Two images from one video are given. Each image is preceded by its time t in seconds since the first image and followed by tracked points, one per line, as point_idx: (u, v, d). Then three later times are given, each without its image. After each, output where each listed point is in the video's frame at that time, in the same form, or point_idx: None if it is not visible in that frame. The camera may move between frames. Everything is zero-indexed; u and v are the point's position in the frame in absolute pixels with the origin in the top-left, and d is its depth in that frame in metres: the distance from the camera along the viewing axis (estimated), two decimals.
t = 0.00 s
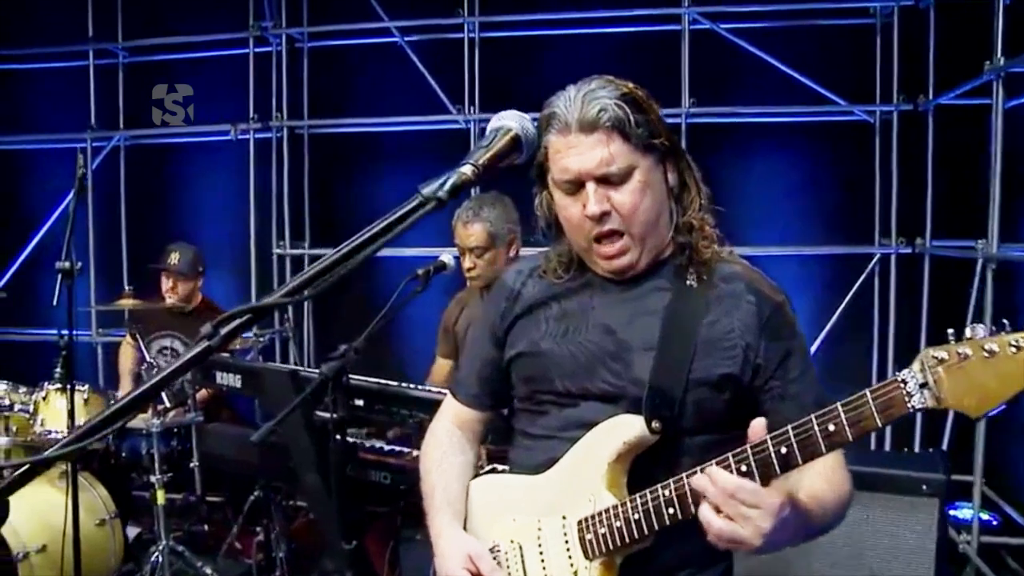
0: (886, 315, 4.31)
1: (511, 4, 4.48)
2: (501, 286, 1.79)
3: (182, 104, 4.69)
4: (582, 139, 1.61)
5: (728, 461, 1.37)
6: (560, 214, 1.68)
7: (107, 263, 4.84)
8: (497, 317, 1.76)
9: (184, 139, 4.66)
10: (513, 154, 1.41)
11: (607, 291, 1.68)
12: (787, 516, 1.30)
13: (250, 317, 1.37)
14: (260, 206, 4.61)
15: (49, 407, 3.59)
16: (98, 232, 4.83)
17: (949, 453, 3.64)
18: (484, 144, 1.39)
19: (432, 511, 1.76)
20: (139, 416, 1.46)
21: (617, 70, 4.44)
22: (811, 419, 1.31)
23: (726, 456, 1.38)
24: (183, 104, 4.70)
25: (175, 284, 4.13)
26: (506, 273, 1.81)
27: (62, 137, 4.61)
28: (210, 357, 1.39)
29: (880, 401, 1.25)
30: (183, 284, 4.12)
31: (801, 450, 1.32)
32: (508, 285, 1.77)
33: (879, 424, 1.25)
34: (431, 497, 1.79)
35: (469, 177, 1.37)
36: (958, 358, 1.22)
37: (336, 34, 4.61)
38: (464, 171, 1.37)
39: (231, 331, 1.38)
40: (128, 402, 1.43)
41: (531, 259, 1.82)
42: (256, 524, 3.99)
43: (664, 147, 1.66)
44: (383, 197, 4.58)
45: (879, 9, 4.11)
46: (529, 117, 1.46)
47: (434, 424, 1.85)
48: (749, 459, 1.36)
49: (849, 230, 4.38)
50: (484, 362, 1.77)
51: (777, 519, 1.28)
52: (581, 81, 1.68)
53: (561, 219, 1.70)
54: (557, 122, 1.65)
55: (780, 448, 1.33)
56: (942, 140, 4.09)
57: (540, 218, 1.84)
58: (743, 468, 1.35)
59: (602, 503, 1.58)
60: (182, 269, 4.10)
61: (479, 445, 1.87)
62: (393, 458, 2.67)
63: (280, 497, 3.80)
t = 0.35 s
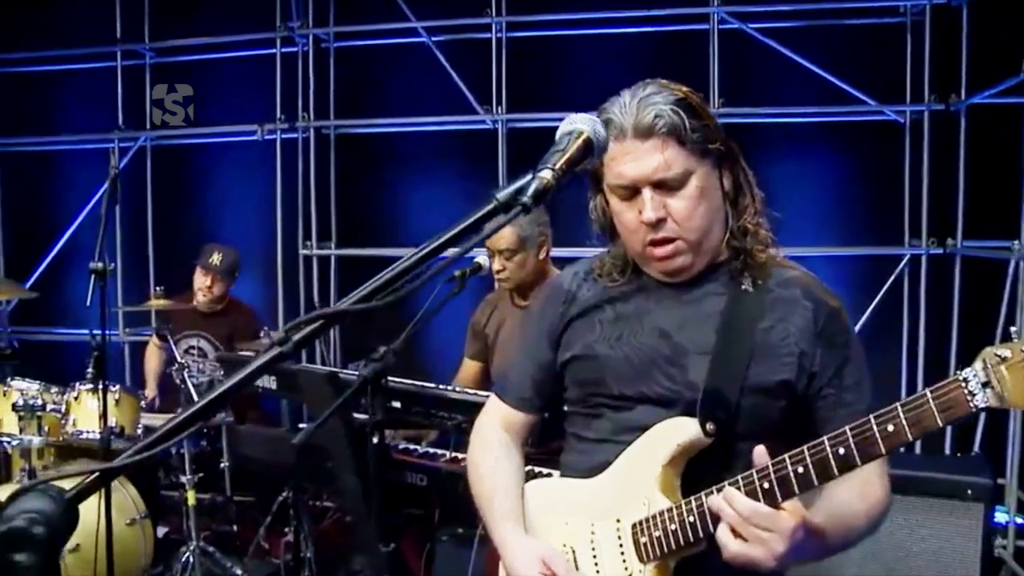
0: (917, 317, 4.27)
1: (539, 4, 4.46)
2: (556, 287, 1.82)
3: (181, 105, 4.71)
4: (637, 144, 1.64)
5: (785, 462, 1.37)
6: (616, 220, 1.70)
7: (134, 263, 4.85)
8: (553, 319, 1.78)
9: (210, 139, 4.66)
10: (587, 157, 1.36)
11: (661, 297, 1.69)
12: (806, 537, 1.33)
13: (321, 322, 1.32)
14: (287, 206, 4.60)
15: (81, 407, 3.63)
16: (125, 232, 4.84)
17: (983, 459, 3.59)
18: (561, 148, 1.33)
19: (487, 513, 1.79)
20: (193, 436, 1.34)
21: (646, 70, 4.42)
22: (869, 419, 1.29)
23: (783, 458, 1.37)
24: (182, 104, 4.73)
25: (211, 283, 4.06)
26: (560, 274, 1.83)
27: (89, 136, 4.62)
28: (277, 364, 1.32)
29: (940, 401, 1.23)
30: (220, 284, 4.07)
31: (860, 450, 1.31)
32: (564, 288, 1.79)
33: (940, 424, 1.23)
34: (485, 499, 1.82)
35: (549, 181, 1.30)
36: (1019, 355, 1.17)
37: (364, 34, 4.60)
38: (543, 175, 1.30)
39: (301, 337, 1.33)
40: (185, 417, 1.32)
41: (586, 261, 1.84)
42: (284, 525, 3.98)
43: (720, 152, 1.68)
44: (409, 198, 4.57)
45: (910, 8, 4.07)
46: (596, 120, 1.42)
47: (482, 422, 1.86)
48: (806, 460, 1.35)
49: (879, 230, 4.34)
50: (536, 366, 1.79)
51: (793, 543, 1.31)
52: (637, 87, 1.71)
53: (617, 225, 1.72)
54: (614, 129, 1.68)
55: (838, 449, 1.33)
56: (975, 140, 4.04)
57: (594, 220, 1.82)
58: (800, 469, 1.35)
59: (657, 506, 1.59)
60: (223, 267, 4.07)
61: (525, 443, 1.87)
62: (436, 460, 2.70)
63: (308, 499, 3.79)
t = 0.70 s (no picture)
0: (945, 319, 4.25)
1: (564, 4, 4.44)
2: (606, 295, 1.86)
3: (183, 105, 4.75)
4: (690, 153, 1.65)
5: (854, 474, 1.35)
6: (667, 227, 1.72)
7: (160, 264, 4.86)
8: (603, 324, 1.84)
9: (236, 140, 4.67)
10: (658, 159, 1.33)
11: (715, 304, 1.72)
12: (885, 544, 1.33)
13: (393, 328, 1.37)
14: (313, 207, 4.61)
15: (110, 408, 3.61)
16: (150, 234, 4.85)
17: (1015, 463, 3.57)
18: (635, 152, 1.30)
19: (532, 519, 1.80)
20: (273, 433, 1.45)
21: (672, 70, 4.39)
22: (944, 433, 1.26)
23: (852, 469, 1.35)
24: (185, 104, 4.76)
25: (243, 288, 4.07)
26: (610, 282, 1.88)
27: (116, 138, 4.64)
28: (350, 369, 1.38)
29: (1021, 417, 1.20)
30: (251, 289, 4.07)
31: (933, 465, 1.28)
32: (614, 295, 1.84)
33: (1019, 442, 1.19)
34: (530, 505, 1.83)
35: (628, 185, 1.27)
36: None
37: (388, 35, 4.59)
38: (621, 179, 1.27)
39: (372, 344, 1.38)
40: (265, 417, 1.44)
41: (636, 269, 1.88)
42: (310, 526, 3.99)
43: (772, 159, 1.69)
44: (434, 199, 4.56)
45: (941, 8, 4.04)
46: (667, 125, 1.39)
47: (532, 429, 1.89)
48: (876, 472, 1.33)
49: (907, 231, 4.31)
50: (586, 372, 1.84)
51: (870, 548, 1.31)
52: (690, 94, 1.71)
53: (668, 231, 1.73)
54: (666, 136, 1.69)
55: (911, 463, 1.30)
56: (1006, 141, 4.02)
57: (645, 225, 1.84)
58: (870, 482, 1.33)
59: (714, 513, 1.61)
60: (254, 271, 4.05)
61: (573, 452, 1.90)
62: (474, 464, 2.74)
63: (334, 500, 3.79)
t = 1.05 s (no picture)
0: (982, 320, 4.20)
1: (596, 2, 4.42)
2: (661, 295, 1.86)
3: (180, 104, 4.76)
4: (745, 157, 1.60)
5: (918, 477, 1.36)
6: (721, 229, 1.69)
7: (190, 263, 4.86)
8: (659, 324, 1.83)
9: (264, 139, 4.66)
10: (742, 154, 1.31)
11: (773, 306, 1.71)
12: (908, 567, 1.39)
13: (475, 327, 1.39)
14: (343, 207, 4.60)
15: (144, 407, 3.61)
16: (179, 232, 4.85)
17: None
18: (722, 148, 1.29)
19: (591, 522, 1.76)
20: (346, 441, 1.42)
21: (705, 68, 4.35)
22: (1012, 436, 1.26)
23: (917, 472, 1.37)
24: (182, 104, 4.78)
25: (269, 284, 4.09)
26: (666, 282, 1.87)
27: (145, 138, 4.64)
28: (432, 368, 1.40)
29: None
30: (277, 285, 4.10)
31: (1001, 468, 1.28)
32: (670, 296, 1.83)
33: None
34: (586, 508, 1.80)
35: (720, 182, 1.25)
36: None
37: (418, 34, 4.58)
38: (712, 178, 1.25)
39: (457, 342, 1.41)
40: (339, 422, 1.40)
41: (692, 269, 1.87)
42: (342, 526, 3.98)
43: (829, 161, 1.65)
44: (464, 198, 4.55)
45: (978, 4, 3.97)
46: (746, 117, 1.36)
47: (581, 429, 1.87)
48: (942, 475, 1.33)
49: (943, 231, 4.26)
50: (641, 373, 1.83)
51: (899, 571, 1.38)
52: (744, 93, 1.66)
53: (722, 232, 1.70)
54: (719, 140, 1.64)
55: (978, 465, 1.30)
56: None
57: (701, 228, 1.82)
58: (936, 485, 1.34)
59: (773, 517, 1.60)
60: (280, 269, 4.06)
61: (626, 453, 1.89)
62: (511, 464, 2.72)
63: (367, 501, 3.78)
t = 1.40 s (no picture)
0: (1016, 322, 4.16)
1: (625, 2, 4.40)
2: (714, 297, 1.84)
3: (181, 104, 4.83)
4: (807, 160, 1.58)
5: (996, 488, 1.35)
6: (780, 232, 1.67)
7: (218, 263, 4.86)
8: (712, 328, 1.82)
9: (292, 139, 4.65)
10: (826, 155, 1.32)
11: (832, 309, 1.69)
12: None
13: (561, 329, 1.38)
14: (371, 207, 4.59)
15: (176, 408, 3.60)
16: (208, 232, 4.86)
17: None
18: (808, 150, 1.30)
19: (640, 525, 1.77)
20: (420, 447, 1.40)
21: (735, 67, 4.32)
22: None
23: (994, 483, 1.36)
24: (182, 104, 4.85)
25: (296, 279, 4.07)
26: (718, 284, 1.85)
27: (174, 138, 4.64)
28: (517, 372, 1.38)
29: None
30: (304, 280, 4.08)
31: None
32: (723, 300, 1.81)
33: None
34: (637, 511, 1.80)
35: (812, 184, 1.26)
36: None
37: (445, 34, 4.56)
38: (805, 180, 1.26)
39: (542, 347, 1.39)
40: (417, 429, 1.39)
41: (745, 272, 1.86)
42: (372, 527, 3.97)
43: (892, 163, 1.63)
44: (492, 198, 4.54)
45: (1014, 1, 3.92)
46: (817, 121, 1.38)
47: (635, 430, 1.87)
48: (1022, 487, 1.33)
49: (977, 232, 4.22)
50: (695, 378, 1.82)
51: None
52: (803, 95, 1.64)
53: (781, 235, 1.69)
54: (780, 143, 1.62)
55: None
56: None
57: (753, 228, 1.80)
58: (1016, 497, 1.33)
59: (838, 525, 1.60)
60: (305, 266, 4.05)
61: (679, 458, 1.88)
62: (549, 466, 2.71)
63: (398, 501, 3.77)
